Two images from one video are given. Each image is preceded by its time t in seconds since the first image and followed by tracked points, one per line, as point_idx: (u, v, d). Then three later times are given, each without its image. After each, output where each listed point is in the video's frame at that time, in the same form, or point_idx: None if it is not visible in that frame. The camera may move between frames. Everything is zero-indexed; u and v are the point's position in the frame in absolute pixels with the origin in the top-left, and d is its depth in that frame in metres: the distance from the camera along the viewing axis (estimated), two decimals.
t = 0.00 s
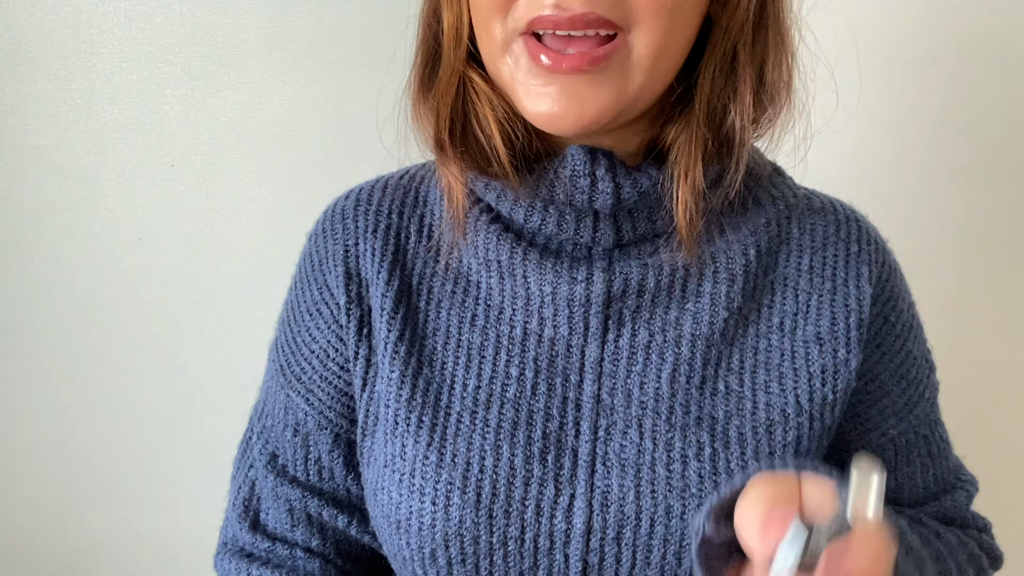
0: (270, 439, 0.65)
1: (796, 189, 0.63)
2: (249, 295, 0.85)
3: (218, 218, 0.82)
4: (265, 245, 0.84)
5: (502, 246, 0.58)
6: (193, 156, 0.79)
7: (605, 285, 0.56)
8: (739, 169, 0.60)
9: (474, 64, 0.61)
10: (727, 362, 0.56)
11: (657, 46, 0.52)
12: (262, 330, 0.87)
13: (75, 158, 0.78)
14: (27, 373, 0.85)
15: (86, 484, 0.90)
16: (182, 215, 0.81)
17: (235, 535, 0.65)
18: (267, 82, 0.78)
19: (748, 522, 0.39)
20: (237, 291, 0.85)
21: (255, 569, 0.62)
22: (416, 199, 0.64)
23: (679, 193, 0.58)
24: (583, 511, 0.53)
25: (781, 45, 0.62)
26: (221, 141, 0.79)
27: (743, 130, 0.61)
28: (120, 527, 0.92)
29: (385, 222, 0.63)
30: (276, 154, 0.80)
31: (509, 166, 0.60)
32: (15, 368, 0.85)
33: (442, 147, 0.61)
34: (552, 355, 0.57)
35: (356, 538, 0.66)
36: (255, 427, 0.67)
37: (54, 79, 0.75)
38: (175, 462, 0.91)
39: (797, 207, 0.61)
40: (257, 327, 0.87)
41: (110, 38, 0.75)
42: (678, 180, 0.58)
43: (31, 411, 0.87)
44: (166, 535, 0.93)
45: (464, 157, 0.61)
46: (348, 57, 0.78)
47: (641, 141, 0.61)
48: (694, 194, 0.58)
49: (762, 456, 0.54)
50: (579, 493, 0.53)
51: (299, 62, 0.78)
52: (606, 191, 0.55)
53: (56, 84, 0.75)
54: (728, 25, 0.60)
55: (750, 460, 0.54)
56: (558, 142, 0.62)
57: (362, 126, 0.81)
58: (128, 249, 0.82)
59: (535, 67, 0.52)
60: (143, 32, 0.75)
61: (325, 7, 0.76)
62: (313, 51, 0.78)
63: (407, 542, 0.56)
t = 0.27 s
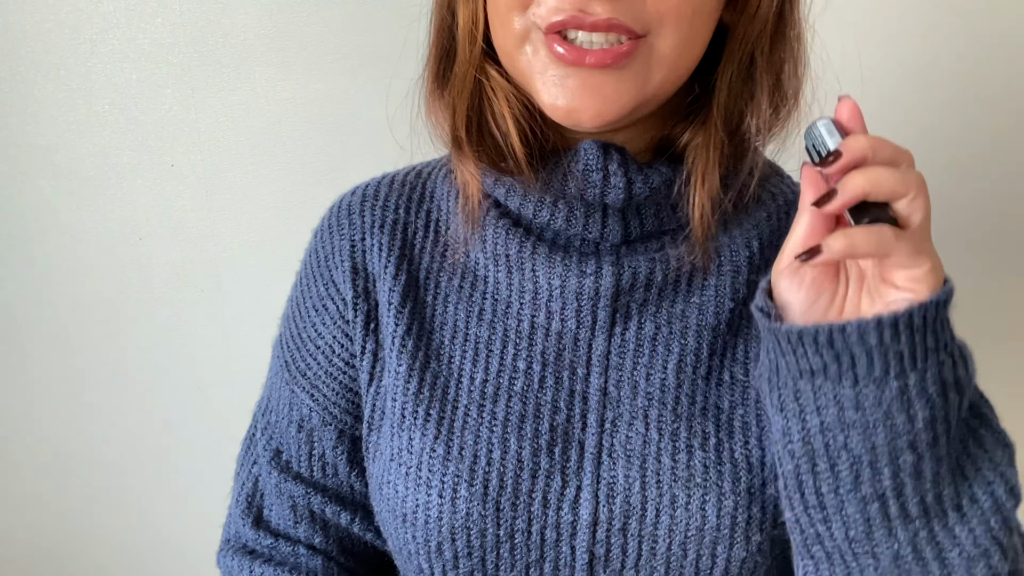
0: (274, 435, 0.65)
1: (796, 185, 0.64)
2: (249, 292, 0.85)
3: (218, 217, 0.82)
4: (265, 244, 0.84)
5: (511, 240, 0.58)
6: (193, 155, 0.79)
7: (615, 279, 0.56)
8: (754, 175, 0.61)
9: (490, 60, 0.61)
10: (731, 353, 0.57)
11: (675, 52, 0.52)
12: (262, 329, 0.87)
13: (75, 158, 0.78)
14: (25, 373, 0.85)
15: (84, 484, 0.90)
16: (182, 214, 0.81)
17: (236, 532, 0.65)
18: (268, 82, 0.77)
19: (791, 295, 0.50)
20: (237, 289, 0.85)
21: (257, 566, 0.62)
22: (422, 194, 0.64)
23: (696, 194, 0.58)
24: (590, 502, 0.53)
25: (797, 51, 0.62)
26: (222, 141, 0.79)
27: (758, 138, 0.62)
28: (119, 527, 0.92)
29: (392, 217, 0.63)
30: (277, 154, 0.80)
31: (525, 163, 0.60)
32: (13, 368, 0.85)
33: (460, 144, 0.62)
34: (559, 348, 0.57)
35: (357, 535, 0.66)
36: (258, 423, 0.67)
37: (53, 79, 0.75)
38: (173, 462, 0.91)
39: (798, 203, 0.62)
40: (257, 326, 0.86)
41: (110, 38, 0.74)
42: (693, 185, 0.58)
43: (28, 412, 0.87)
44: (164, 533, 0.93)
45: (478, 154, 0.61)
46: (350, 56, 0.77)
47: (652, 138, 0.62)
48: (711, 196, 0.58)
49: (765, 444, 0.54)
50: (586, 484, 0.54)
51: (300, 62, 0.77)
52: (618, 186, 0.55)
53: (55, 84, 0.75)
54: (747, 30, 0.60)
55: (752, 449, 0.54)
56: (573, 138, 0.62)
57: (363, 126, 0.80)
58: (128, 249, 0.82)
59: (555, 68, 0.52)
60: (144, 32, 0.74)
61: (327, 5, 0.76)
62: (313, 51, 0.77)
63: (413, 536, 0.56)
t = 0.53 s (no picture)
0: (285, 442, 0.65)
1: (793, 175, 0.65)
2: (250, 296, 0.84)
3: (218, 219, 0.81)
4: (268, 248, 0.83)
5: (519, 240, 0.59)
6: (193, 155, 0.79)
7: (624, 274, 0.57)
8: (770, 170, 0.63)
9: (504, 56, 0.61)
10: (742, 342, 0.57)
11: (689, 53, 0.53)
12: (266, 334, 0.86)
13: (74, 158, 0.78)
14: (33, 373, 0.86)
15: (94, 484, 0.91)
16: (182, 216, 0.81)
17: (248, 537, 0.65)
18: (267, 83, 0.77)
19: (804, 210, 0.50)
20: (240, 293, 0.84)
21: (268, 569, 0.62)
22: (427, 198, 0.65)
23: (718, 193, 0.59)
24: (609, 497, 0.54)
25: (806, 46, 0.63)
26: (222, 142, 0.79)
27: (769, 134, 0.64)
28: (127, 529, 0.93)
29: (398, 223, 0.63)
30: (276, 154, 0.79)
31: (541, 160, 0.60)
32: (21, 367, 0.86)
33: (477, 141, 0.61)
34: (571, 347, 0.57)
35: (367, 541, 0.66)
36: (268, 430, 0.67)
37: (53, 78, 0.75)
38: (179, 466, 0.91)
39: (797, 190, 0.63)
40: (259, 330, 0.86)
41: (111, 39, 0.75)
42: (715, 183, 0.60)
43: (37, 412, 0.88)
44: (166, 534, 0.94)
45: (497, 148, 0.61)
46: (350, 57, 0.76)
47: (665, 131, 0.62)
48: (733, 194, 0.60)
49: (779, 428, 0.55)
50: (604, 480, 0.54)
51: (299, 61, 0.76)
52: (626, 181, 0.56)
53: (56, 83, 0.76)
54: (761, 29, 0.61)
55: (764, 435, 0.55)
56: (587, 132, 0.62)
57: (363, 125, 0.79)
58: (129, 250, 0.82)
59: (571, 70, 0.53)
60: (144, 31, 0.75)
61: (326, 5, 0.75)
62: (312, 50, 0.76)
63: (434, 539, 0.56)
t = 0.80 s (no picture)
0: (294, 438, 0.66)
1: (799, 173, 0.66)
2: (251, 294, 0.85)
3: (219, 218, 0.82)
4: (269, 246, 0.84)
5: (528, 238, 0.59)
6: (193, 154, 0.80)
7: (632, 271, 0.57)
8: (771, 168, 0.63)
9: (512, 58, 0.62)
10: (749, 338, 0.58)
11: (698, 53, 0.54)
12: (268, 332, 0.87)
13: (76, 157, 0.80)
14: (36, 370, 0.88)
15: (96, 481, 0.92)
16: (183, 215, 0.82)
17: (255, 532, 0.66)
18: (267, 82, 0.78)
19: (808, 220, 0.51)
20: (241, 290, 0.85)
21: (274, 564, 0.63)
22: (437, 197, 0.65)
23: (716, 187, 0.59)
24: (618, 490, 0.55)
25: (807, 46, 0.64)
26: (222, 141, 0.80)
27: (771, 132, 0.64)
28: (130, 526, 0.94)
29: (407, 220, 0.64)
30: (278, 152, 0.80)
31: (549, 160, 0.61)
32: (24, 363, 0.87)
33: (487, 143, 0.62)
34: (580, 343, 0.58)
35: (375, 536, 0.67)
36: (277, 425, 0.68)
37: (54, 78, 0.77)
38: (182, 463, 0.92)
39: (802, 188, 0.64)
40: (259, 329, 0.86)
41: (110, 39, 0.76)
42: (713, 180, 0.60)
43: (40, 408, 0.89)
44: (167, 533, 0.94)
45: (508, 149, 0.62)
46: (350, 56, 0.77)
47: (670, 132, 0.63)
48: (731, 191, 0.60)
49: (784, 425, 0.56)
50: (613, 474, 0.55)
51: (298, 61, 0.77)
52: (634, 181, 0.57)
53: (55, 84, 0.77)
54: (762, 26, 0.61)
55: (771, 432, 0.55)
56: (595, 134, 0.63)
57: (363, 124, 0.79)
58: (130, 249, 0.83)
59: (583, 71, 0.53)
60: (144, 32, 0.76)
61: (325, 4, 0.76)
62: (312, 49, 0.77)
63: (445, 532, 0.57)
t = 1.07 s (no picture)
0: (299, 431, 0.67)
1: (805, 171, 0.67)
2: (253, 290, 0.86)
3: (220, 216, 0.84)
4: (270, 242, 0.85)
5: (530, 236, 0.60)
6: (195, 154, 0.81)
7: (631, 270, 0.58)
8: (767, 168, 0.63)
9: (517, 60, 0.63)
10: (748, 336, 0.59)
11: (692, 59, 0.55)
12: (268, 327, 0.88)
13: (76, 158, 0.81)
14: (35, 367, 0.89)
15: (97, 478, 0.93)
16: (184, 214, 0.83)
17: (260, 528, 0.67)
18: (267, 83, 0.79)
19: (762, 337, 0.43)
20: (240, 288, 0.86)
21: (280, 561, 0.64)
22: (440, 194, 0.66)
23: (714, 191, 0.60)
24: (617, 484, 0.56)
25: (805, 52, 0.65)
26: (223, 141, 0.81)
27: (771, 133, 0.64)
28: (134, 520, 0.95)
29: (412, 215, 0.65)
30: (278, 151, 0.81)
31: (550, 160, 0.62)
32: (25, 361, 0.89)
33: (491, 143, 0.63)
34: (581, 338, 0.59)
35: (380, 530, 0.68)
36: (282, 419, 0.69)
37: (53, 78, 0.78)
38: (183, 459, 0.93)
39: (806, 188, 0.64)
40: (261, 323, 0.88)
41: (110, 39, 0.77)
42: (710, 178, 0.61)
43: (40, 405, 0.90)
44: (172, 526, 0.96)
45: (511, 151, 0.63)
46: (349, 56, 0.78)
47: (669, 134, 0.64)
48: (728, 191, 0.60)
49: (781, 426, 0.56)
50: (612, 468, 0.56)
51: (298, 62, 0.79)
52: (632, 182, 0.58)
53: (56, 85, 0.78)
54: (762, 32, 0.62)
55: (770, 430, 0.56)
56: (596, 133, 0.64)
57: (362, 125, 0.81)
58: (130, 247, 0.84)
59: (580, 76, 0.55)
60: (144, 33, 0.77)
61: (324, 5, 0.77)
62: (311, 50, 0.78)
63: (445, 522, 0.58)
